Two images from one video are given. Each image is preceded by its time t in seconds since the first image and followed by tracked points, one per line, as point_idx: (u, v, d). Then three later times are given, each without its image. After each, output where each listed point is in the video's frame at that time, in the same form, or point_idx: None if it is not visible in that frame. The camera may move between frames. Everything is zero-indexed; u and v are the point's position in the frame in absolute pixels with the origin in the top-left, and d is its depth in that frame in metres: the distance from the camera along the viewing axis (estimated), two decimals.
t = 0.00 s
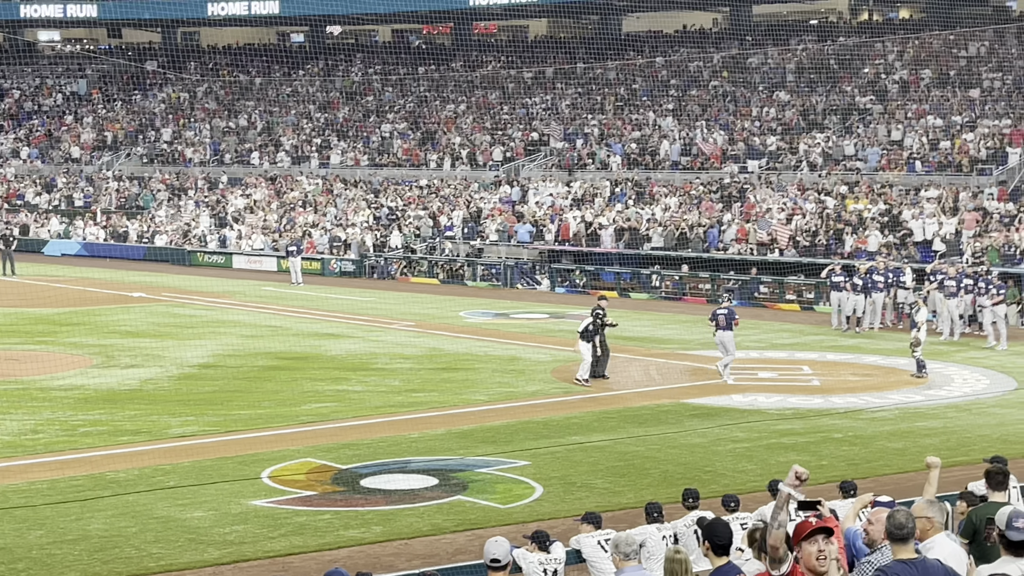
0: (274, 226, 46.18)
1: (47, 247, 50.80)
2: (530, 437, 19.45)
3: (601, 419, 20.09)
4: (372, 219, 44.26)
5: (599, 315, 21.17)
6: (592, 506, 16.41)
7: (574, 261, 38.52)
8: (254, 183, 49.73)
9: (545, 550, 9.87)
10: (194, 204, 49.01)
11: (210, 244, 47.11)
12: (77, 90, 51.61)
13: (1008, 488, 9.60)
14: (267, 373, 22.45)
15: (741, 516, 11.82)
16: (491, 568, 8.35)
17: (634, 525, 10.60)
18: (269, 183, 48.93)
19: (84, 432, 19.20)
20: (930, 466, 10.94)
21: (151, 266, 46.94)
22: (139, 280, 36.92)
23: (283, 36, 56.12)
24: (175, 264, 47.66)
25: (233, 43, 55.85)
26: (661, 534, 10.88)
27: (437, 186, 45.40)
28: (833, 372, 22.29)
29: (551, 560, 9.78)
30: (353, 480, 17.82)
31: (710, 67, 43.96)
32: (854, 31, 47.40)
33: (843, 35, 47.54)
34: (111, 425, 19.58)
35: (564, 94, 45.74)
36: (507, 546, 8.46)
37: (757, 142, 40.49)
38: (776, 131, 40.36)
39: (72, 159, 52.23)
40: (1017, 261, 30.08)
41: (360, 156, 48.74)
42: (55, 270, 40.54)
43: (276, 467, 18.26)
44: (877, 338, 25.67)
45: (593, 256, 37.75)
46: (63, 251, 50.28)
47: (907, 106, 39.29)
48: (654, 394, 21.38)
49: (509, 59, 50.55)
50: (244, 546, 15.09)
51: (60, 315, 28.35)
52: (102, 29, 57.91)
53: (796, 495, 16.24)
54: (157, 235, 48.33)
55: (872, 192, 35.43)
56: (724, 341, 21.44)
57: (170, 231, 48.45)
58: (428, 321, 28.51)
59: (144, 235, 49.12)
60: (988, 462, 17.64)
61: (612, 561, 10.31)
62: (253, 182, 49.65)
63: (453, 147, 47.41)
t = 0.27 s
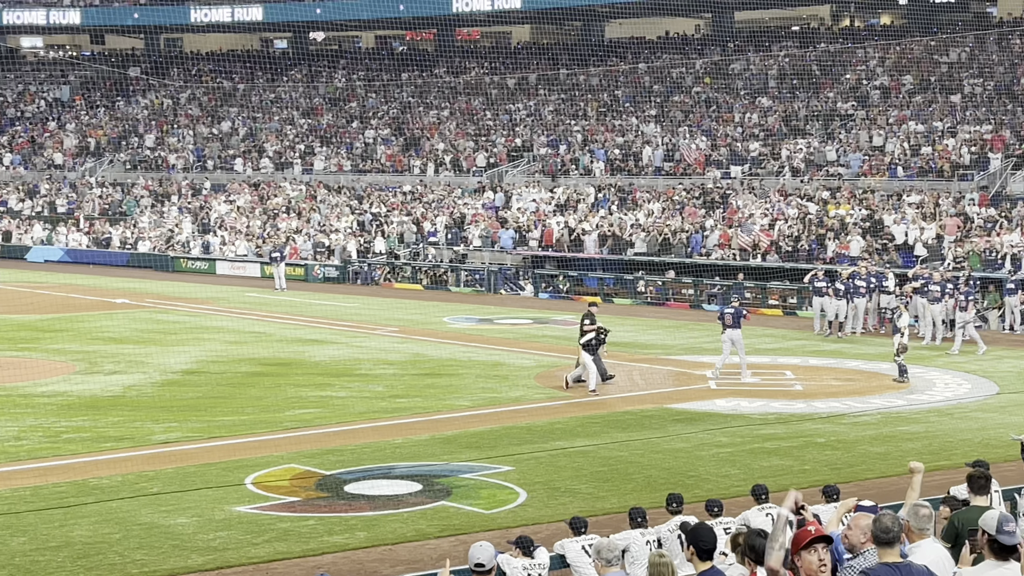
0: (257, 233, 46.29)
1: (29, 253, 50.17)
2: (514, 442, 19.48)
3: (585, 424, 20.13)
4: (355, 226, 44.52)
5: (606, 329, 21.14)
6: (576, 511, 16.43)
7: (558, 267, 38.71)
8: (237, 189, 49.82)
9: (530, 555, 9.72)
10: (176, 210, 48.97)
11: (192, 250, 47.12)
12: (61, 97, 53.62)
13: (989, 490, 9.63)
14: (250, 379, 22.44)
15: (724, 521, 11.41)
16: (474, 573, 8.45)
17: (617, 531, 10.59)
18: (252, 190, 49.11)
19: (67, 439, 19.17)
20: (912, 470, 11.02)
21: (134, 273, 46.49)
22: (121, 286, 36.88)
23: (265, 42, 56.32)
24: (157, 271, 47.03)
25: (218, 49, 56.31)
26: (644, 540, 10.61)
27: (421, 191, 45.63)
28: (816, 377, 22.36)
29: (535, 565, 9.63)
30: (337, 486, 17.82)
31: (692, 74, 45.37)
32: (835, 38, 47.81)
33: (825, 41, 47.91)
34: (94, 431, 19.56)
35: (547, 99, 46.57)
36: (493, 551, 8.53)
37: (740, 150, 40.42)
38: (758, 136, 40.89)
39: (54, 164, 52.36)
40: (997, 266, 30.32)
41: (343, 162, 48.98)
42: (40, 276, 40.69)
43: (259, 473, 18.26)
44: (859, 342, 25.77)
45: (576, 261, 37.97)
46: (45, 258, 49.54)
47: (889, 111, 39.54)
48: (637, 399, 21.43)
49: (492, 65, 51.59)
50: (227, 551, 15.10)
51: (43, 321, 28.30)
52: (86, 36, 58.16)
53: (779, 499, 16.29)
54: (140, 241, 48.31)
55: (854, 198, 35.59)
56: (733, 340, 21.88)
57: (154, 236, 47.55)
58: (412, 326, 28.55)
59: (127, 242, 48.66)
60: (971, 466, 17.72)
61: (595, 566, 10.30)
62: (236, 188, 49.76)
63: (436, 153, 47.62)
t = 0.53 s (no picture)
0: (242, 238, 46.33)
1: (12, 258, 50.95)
2: (499, 447, 19.48)
3: (570, 429, 20.14)
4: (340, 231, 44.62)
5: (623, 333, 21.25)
6: (562, 515, 16.42)
7: (542, 271, 38.78)
8: (221, 195, 49.97)
9: (514, 561, 9.78)
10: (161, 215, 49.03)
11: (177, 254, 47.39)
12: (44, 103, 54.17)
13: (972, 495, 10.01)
14: (236, 385, 22.42)
15: (710, 525, 11.43)
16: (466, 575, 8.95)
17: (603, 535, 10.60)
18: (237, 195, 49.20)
19: (51, 445, 19.13)
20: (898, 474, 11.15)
21: (117, 277, 47.42)
22: (104, 292, 36.81)
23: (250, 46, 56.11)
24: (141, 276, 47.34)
25: (202, 55, 56.99)
26: (629, 545, 10.63)
27: (406, 196, 45.75)
28: (800, 381, 22.40)
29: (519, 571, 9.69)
30: (323, 491, 17.80)
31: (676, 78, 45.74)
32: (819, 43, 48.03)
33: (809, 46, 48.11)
34: (79, 437, 19.51)
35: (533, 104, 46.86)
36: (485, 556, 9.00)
37: (723, 153, 41.24)
38: (744, 142, 41.51)
39: (39, 170, 53.81)
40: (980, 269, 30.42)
41: (328, 167, 48.75)
42: (26, 282, 40.78)
43: (244, 479, 18.23)
44: (843, 346, 25.82)
45: (561, 266, 38.05)
46: (29, 263, 50.43)
47: (872, 116, 39.73)
48: (622, 403, 21.45)
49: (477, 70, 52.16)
50: (212, 557, 15.06)
51: (27, 327, 28.25)
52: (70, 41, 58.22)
53: (764, 503, 16.31)
54: (124, 246, 48.31)
55: (838, 203, 35.63)
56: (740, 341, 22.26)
57: (139, 242, 47.98)
58: (397, 331, 28.54)
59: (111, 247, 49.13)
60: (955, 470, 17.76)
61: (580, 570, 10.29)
62: (220, 194, 49.92)
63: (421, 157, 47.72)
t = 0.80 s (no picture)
0: (227, 243, 46.34)
1: None
2: (484, 451, 19.46)
3: (555, 433, 20.12)
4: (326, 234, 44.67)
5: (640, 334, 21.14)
6: (548, 520, 16.40)
7: (528, 276, 38.80)
8: (205, 199, 50.12)
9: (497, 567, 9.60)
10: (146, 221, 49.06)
11: (162, 259, 47.61)
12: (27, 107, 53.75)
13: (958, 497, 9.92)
14: (221, 390, 22.36)
15: (695, 529, 11.51)
16: None
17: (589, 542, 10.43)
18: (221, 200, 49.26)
19: (35, 451, 19.06)
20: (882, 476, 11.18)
21: (100, 282, 47.46)
22: (87, 297, 36.76)
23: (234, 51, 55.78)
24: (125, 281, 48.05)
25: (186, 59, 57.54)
26: (615, 548, 10.25)
27: (391, 200, 45.81)
28: (785, 384, 22.41)
29: None
30: (308, 496, 17.78)
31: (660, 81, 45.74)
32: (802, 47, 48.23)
33: (793, 50, 48.43)
34: (62, 443, 19.44)
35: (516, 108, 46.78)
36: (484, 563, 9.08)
37: (709, 157, 41.51)
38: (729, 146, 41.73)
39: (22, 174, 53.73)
40: (964, 273, 30.55)
41: (313, 171, 49.18)
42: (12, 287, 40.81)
43: (229, 484, 18.18)
44: (827, 350, 25.84)
45: (545, 269, 38.16)
46: (13, 268, 50.98)
47: (856, 119, 39.94)
48: (607, 408, 21.45)
49: (459, 74, 52.31)
50: (197, 563, 15.01)
51: (12, 333, 28.16)
52: (53, 46, 58.27)
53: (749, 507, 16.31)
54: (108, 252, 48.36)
55: (823, 207, 35.73)
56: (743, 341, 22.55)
57: (122, 247, 48.73)
58: (382, 336, 28.52)
59: (95, 253, 49.46)
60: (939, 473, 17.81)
61: None
62: (204, 198, 50.09)
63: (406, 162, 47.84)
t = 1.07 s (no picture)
0: (218, 246, 46.57)
1: None
2: (473, 452, 19.68)
3: (544, 434, 20.34)
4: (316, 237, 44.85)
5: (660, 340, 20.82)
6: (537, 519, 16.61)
7: (517, 278, 39.12)
8: (197, 203, 50.64)
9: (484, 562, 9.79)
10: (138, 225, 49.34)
11: (153, 263, 47.92)
12: (20, 112, 56.08)
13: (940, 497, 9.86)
14: (212, 392, 22.55)
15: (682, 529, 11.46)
16: None
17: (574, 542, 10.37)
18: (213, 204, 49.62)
19: (27, 453, 19.21)
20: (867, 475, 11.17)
21: (92, 285, 47.59)
22: (79, 300, 36.98)
23: (225, 57, 57.56)
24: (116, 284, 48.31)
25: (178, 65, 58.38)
26: (602, 546, 10.26)
27: (381, 203, 46.11)
28: (770, 385, 22.65)
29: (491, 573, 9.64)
30: (299, 497, 17.96)
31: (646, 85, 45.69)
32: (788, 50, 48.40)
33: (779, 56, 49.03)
34: (55, 445, 19.61)
35: (505, 113, 47.35)
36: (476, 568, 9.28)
37: (695, 159, 41.42)
38: (714, 148, 41.98)
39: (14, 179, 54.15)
40: (947, 274, 30.98)
41: (303, 175, 49.50)
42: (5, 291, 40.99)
43: (220, 485, 18.37)
44: (811, 351, 26.08)
45: (534, 272, 38.67)
46: (6, 272, 51.20)
47: (839, 124, 40.64)
48: (595, 408, 21.70)
49: (448, 79, 53.06)
50: (188, 564, 15.17)
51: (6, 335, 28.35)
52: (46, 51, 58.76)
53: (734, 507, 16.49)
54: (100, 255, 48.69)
55: (808, 208, 36.08)
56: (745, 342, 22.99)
57: (113, 250, 48.98)
58: (371, 338, 28.72)
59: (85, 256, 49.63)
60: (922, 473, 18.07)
61: None
62: (196, 202, 50.63)
63: (396, 165, 48.17)
